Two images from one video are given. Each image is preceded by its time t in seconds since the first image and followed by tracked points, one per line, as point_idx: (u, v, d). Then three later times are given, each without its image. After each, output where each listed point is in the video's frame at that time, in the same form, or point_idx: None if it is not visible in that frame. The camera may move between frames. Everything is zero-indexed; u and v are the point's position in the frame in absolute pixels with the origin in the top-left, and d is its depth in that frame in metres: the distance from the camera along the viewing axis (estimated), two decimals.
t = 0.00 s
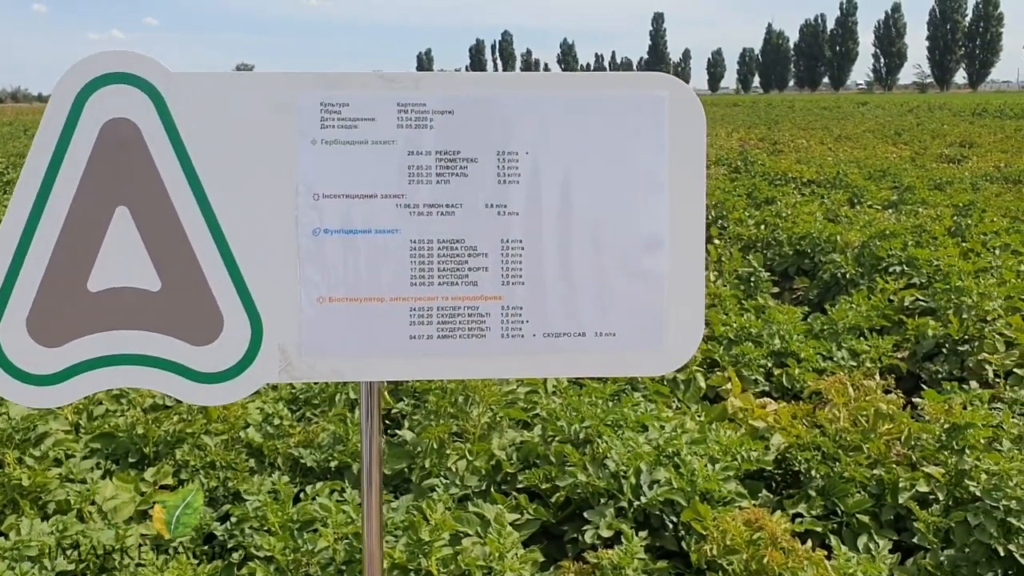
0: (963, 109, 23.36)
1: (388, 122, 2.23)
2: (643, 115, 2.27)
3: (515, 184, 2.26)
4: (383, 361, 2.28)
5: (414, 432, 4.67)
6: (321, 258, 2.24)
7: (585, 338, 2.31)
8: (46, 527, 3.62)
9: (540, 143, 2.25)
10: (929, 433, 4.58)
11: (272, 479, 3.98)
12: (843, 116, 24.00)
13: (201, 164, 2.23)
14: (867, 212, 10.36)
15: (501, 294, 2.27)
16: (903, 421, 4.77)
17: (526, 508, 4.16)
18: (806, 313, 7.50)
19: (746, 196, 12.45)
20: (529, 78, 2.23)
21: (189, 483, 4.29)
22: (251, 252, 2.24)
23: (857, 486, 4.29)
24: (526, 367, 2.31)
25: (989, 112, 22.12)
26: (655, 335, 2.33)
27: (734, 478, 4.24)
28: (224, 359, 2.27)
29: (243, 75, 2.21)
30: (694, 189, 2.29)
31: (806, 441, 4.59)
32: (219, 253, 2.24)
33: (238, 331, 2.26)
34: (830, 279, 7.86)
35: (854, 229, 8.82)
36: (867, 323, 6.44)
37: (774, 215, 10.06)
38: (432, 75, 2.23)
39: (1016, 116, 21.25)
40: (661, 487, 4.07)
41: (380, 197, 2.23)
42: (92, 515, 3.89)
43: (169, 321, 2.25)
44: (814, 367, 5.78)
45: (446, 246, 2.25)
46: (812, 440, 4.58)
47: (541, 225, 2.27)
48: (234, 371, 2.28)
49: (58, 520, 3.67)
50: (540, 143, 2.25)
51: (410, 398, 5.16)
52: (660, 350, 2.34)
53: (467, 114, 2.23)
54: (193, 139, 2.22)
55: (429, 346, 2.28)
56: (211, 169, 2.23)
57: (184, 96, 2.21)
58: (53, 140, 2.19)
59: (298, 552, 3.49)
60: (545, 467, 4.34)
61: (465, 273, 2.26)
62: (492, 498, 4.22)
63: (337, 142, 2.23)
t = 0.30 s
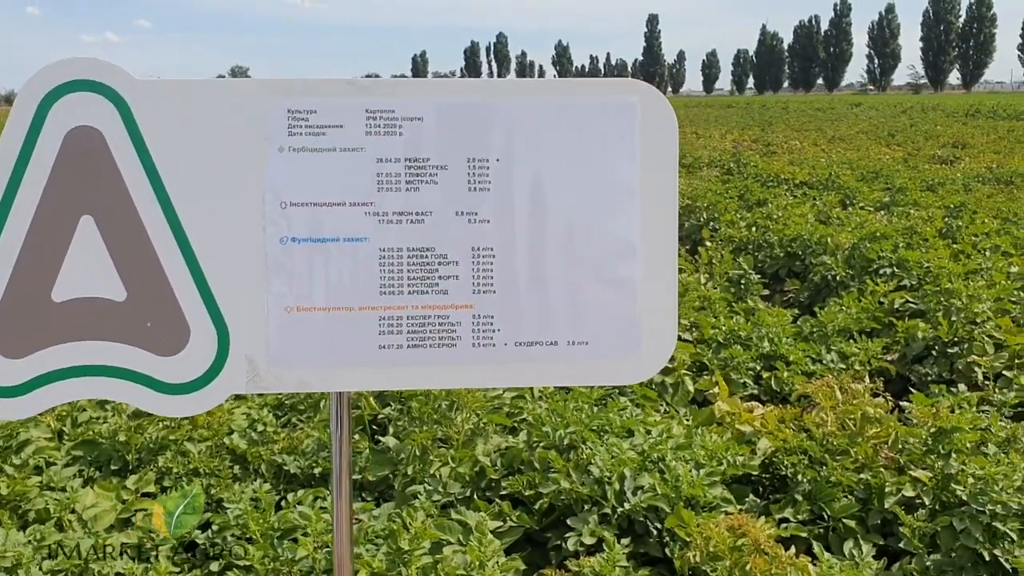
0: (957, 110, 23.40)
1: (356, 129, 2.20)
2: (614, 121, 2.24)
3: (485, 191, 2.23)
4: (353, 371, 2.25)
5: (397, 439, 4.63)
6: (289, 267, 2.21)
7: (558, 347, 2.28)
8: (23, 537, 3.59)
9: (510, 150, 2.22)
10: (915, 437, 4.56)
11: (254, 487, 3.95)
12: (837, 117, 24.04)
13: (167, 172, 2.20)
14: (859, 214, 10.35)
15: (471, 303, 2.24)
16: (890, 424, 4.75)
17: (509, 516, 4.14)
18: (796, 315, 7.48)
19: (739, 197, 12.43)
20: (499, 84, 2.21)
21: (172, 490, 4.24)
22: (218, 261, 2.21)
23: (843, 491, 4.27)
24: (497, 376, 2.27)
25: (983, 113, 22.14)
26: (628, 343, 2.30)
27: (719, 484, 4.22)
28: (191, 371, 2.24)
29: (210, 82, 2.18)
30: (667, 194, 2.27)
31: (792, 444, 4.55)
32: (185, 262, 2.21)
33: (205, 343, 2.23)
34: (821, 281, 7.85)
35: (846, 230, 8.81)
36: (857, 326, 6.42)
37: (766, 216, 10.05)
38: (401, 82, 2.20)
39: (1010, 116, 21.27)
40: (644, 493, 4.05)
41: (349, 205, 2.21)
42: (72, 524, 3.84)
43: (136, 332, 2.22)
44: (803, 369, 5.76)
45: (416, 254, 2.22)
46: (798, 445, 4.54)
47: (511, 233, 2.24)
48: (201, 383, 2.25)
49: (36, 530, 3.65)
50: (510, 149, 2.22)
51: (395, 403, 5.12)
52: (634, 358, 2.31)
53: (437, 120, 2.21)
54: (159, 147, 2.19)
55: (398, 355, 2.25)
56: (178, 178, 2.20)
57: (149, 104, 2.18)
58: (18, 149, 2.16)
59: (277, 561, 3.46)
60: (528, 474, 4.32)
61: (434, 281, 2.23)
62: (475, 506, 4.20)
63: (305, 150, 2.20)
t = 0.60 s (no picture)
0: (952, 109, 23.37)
1: (297, 130, 2.15)
2: (561, 122, 2.20)
3: (430, 194, 2.18)
4: (295, 377, 2.20)
5: (368, 441, 4.55)
6: (229, 271, 2.17)
7: (504, 352, 2.24)
8: None
9: (454, 152, 2.18)
10: (892, 439, 4.49)
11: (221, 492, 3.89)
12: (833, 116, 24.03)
13: (104, 174, 2.15)
14: (851, 213, 10.31)
15: (416, 307, 2.20)
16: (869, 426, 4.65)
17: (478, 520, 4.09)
18: (783, 316, 7.44)
19: (730, 197, 12.38)
20: (442, 84, 2.16)
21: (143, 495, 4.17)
22: (157, 265, 2.17)
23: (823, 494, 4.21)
24: (442, 382, 2.23)
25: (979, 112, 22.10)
26: (577, 348, 2.26)
27: (693, 486, 4.17)
28: (130, 377, 2.20)
29: (147, 82, 2.13)
30: (615, 197, 2.22)
31: (771, 447, 4.47)
32: (123, 266, 2.16)
33: (144, 348, 2.19)
34: (808, 281, 7.82)
35: (835, 230, 8.76)
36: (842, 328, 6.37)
37: (756, 215, 10.01)
38: (342, 81, 2.15)
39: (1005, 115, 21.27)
40: (614, 497, 4.00)
41: (290, 208, 2.16)
42: (38, 529, 3.78)
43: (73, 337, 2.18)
44: (787, 370, 5.72)
45: (358, 257, 2.18)
46: (776, 448, 4.45)
47: (456, 236, 2.19)
48: (140, 389, 2.20)
49: None
50: (454, 151, 2.18)
51: (371, 405, 5.07)
52: (582, 363, 2.27)
53: (380, 120, 2.16)
54: (95, 148, 2.14)
55: (341, 361, 2.20)
56: (115, 179, 2.15)
57: (86, 104, 2.13)
58: None
59: (240, 565, 3.47)
60: (499, 477, 4.27)
61: (377, 285, 2.19)
62: (445, 511, 4.17)
63: (245, 151, 2.15)
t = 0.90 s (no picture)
0: (951, 110, 23.25)
1: (227, 137, 2.13)
2: (496, 129, 2.17)
3: (362, 201, 2.16)
4: (226, 387, 2.18)
5: (335, 447, 4.49)
6: (158, 280, 2.14)
7: (438, 362, 2.21)
8: None
9: (387, 159, 2.15)
10: (864, 443, 4.38)
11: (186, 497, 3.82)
12: (831, 117, 23.99)
13: (33, 182, 2.12)
14: (842, 215, 10.26)
15: (348, 317, 2.17)
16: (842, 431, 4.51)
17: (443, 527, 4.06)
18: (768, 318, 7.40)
19: (722, 199, 12.32)
20: (374, 90, 2.13)
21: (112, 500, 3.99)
22: (86, 273, 2.14)
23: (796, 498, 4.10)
24: (376, 392, 2.21)
25: (977, 113, 22.00)
26: (513, 357, 2.23)
27: (663, 491, 4.14)
28: (59, 387, 2.17)
29: (75, 89, 2.11)
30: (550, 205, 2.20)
31: (744, 452, 4.39)
32: (51, 274, 2.13)
33: (73, 357, 2.16)
34: (796, 283, 7.80)
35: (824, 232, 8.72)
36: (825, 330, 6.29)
37: (745, 218, 9.96)
38: (272, 87, 2.13)
39: (1003, 116, 21.19)
40: (581, 503, 3.96)
41: (220, 216, 2.13)
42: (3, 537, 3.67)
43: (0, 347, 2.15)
44: (768, 373, 5.68)
45: (289, 266, 2.15)
46: (749, 452, 4.36)
47: (389, 245, 2.17)
48: (69, 399, 2.18)
49: None
50: (387, 158, 2.15)
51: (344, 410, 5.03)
52: (518, 373, 2.24)
53: (311, 127, 2.13)
54: (23, 156, 2.12)
55: (273, 370, 2.18)
56: (43, 187, 2.13)
57: (14, 111, 2.11)
58: None
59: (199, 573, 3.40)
60: (466, 483, 4.22)
61: (309, 293, 2.16)
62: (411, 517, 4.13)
63: (175, 158, 2.13)
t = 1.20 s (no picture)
0: (951, 111, 23.11)
1: (160, 137, 2.12)
2: (431, 130, 2.17)
3: (295, 202, 2.15)
4: (159, 388, 2.18)
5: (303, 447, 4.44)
6: (91, 281, 2.14)
7: (373, 363, 2.21)
8: None
9: (321, 159, 2.15)
10: (836, 447, 4.17)
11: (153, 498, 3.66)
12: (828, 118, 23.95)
13: None
14: (834, 216, 10.22)
15: (282, 318, 2.17)
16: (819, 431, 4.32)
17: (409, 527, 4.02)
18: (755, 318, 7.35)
19: (715, 200, 12.25)
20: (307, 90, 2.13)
21: (85, 502, 3.79)
22: (18, 274, 2.13)
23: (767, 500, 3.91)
24: (311, 393, 2.20)
25: (975, 114, 21.93)
26: (449, 359, 2.23)
27: (632, 492, 4.10)
28: None
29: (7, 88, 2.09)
30: (484, 207, 2.19)
31: (717, 452, 4.17)
32: None
33: (6, 358, 2.15)
34: (785, 283, 7.77)
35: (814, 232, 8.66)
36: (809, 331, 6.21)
37: (735, 219, 9.90)
38: (205, 87, 2.12)
39: (1000, 116, 21.12)
40: (547, 504, 3.93)
41: (153, 216, 2.13)
42: None
43: None
44: (750, 374, 5.63)
45: (222, 267, 2.15)
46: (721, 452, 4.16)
47: (322, 246, 2.16)
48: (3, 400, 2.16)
49: None
50: (320, 158, 2.15)
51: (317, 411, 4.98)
52: (454, 375, 2.24)
53: (244, 127, 2.13)
54: None
55: (207, 372, 2.17)
56: None
57: None
58: None
59: None
60: (435, 485, 4.14)
61: (242, 294, 2.15)
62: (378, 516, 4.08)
63: (107, 159, 2.12)
